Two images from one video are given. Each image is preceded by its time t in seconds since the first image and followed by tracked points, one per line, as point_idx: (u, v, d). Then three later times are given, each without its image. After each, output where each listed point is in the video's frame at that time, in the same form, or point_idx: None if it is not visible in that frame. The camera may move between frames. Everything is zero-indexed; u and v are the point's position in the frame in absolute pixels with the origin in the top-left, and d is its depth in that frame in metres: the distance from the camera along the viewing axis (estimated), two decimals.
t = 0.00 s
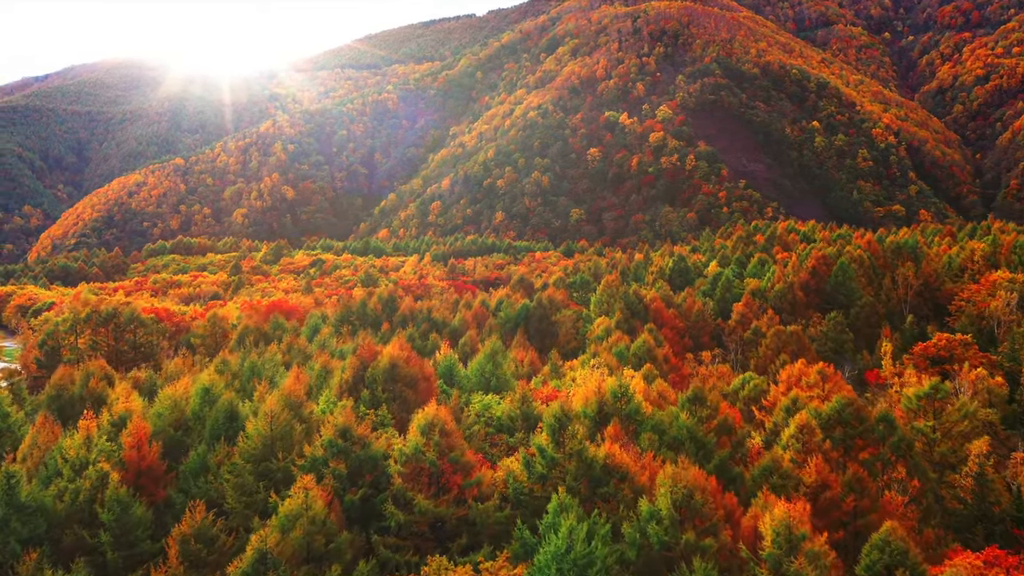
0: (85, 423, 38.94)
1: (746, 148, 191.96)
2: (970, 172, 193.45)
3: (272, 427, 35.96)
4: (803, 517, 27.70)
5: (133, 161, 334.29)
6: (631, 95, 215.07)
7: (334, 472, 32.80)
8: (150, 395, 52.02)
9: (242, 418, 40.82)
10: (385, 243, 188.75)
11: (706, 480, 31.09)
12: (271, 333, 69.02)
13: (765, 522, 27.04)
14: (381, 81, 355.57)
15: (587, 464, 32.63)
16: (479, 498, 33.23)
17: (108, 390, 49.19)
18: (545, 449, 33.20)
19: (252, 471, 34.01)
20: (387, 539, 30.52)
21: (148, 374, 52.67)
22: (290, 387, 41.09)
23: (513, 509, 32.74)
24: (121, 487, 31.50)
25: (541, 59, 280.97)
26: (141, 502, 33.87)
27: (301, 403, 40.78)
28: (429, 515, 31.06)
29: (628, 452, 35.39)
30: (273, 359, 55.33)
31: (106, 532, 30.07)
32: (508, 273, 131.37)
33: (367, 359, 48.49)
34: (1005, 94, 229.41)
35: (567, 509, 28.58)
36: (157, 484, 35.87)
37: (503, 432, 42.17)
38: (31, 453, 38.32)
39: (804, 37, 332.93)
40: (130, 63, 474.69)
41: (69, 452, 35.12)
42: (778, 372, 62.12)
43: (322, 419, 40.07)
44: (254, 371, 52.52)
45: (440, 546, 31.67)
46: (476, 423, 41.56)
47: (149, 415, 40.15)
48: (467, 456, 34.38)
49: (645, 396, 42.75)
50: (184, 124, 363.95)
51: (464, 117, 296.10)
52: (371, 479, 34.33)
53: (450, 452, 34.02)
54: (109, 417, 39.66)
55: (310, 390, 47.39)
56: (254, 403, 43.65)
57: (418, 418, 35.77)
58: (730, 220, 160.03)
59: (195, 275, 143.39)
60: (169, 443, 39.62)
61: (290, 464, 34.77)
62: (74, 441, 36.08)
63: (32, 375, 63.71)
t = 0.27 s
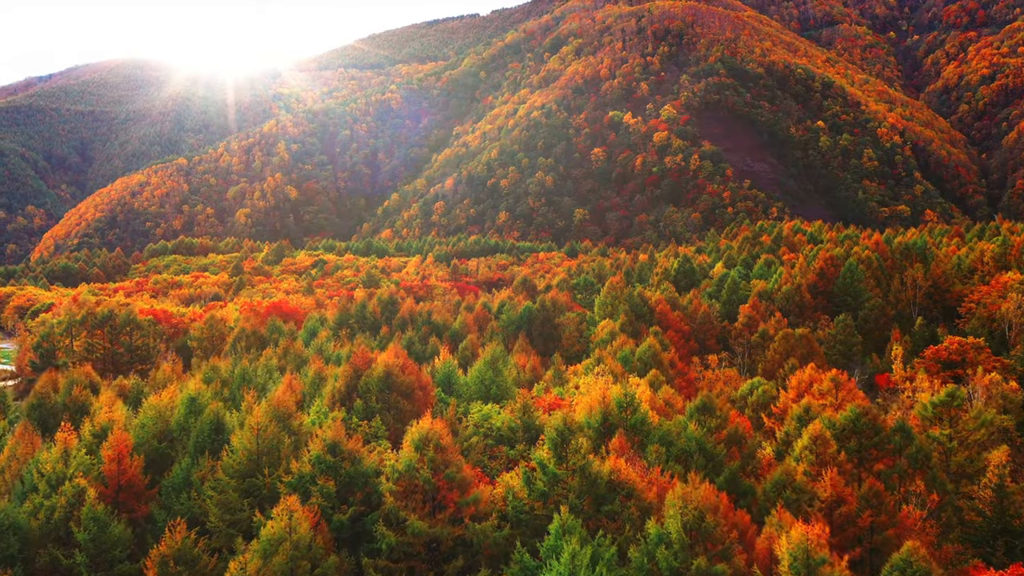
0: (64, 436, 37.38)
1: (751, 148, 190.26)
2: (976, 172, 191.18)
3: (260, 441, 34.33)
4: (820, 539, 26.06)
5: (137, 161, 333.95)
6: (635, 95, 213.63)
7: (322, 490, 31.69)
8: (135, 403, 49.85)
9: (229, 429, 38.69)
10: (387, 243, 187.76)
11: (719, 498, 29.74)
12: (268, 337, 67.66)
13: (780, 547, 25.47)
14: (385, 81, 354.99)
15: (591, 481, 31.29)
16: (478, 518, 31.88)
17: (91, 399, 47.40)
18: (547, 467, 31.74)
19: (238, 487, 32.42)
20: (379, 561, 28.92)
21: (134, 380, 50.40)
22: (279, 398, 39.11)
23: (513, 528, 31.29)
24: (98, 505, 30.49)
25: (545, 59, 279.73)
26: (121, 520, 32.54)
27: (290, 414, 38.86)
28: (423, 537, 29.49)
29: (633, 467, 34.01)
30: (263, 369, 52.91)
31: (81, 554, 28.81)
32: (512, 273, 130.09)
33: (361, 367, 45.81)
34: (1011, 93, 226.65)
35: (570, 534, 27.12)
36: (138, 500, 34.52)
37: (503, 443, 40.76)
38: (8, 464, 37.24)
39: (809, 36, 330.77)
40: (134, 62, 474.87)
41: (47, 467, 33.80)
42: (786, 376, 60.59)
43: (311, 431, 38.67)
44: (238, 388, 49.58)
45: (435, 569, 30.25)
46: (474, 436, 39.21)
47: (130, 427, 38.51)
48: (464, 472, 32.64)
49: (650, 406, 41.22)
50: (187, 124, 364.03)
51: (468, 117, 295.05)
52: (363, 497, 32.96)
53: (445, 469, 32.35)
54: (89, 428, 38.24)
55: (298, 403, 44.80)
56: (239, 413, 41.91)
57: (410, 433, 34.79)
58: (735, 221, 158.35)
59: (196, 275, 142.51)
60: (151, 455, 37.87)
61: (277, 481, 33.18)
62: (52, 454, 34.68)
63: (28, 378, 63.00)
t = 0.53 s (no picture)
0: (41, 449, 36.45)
1: (755, 147, 188.47)
2: (983, 172, 188.86)
3: (246, 456, 32.63)
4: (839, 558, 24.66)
5: (140, 161, 333.84)
6: (639, 95, 212.07)
7: (308, 510, 30.13)
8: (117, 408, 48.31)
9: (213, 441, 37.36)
10: (390, 243, 186.76)
11: (731, 516, 28.23)
12: (264, 340, 66.58)
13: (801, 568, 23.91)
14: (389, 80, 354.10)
15: (596, 499, 29.88)
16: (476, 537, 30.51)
17: (73, 408, 46.30)
18: (549, 486, 30.32)
19: (221, 504, 30.79)
20: None
21: (118, 387, 48.66)
22: (264, 413, 37.13)
23: (512, 549, 30.23)
24: (73, 524, 29.63)
25: (549, 59, 278.33)
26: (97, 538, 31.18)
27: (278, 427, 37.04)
28: (416, 560, 27.98)
29: (639, 483, 32.52)
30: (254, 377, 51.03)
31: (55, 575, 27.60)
32: (515, 274, 128.83)
33: (353, 376, 43.87)
34: (1018, 92, 224.00)
35: (573, 559, 25.63)
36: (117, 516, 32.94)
37: (504, 455, 39.12)
38: None
39: (814, 35, 328.50)
40: (138, 62, 475.45)
41: (21, 483, 32.46)
42: (795, 381, 58.84)
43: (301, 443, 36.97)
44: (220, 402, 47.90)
45: None
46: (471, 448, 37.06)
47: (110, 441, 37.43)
48: (461, 488, 31.08)
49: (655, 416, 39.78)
50: (191, 123, 363.96)
51: (472, 116, 293.89)
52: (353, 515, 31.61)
53: (440, 486, 30.79)
54: (69, 440, 37.22)
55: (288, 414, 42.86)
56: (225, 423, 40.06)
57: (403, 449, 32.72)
58: (741, 221, 156.59)
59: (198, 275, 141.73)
60: (133, 468, 36.67)
61: (263, 498, 31.54)
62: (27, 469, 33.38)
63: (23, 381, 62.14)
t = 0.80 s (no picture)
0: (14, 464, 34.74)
1: (760, 147, 186.57)
2: (990, 172, 186.66)
3: (229, 474, 30.68)
4: None
5: (143, 161, 333.92)
6: (643, 94, 210.42)
7: (293, 533, 28.04)
8: (99, 417, 46.46)
9: (196, 455, 35.76)
10: (392, 243, 185.75)
11: (744, 536, 26.97)
12: (260, 343, 65.15)
13: None
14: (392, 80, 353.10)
15: (600, 520, 28.51)
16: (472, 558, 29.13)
17: (52, 419, 44.43)
18: (551, 506, 28.83)
19: (201, 525, 29.06)
20: None
21: (102, 396, 47.10)
22: (246, 428, 35.04)
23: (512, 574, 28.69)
24: (43, 547, 28.09)
25: (552, 58, 276.79)
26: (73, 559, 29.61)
27: (263, 441, 35.15)
28: None
29: (649, 501, 31.25)
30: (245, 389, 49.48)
31: None
32: (518, 274, 127.58)
33: (346, 386, 41.14)
34: None
35: None
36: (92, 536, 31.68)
37: (504, 469, 37.51)
38: None
39: (819, 34, 326.19)
40: (142, 62, 475.89)
41: None
42: (804, 386, 57.41)
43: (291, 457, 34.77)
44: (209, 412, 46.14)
45: None
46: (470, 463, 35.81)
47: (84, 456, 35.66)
48: (455, 510, 29.73)
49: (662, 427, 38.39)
50: (194, 123, 363.81)
51: (475, 116, 292.59)
52: (342, 537, 29.92)
53: (433, 509, 29.37)
54: (45, 453, 35.60)
55: (278, 425, 41.08)
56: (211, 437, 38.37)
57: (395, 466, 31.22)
58: (746, 221, 154.81)
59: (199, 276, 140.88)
60: (112, 483, 34.90)
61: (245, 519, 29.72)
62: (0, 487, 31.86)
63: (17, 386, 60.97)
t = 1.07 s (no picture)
0: None
1: (764, 147, 184.51)
2: (996, 171, 184.40)
3: (208, 494, 28.21)
4: None
5: (147, 161, 333.68)
6: (647, 94, 208.77)
7: (273, 560, 25.61)
8: (80, 428, 43.91)
9: (177, 470, 33.01)
10: (395, 244, 184.45)
11: (759, 561, 25.35)
12: (256, 346, 63.75)
13: None
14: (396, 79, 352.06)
15: (602, 546, 27.04)
16: None
17: (29, 429, 41.73)
18: (553, 529, 27.46)
19: (176, 551, 26.22)
20: None
21: (85, 405, 44.65)
22: (228, 442, 32.93)
23: None
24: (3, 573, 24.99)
25: (556, 57, 275.25)
26: None
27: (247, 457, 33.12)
28: None
29: (657, 521, 29.86)
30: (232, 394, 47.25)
31: None
32: (521, 275, 126.25)
33: (336, 397, 39.22)
34: None
35: None
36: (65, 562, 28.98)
37: (504, 484, 35.72)
38: None
39: (823, 34, 323.75)
40: (145, 62, 476.00)
41: None
42: (814, 392, 55.98)
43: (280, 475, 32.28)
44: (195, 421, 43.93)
45: None
46: (468, 478, 34.12)
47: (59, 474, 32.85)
48: (450, 535, 28.26)
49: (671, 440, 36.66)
50: (197, 122, 363.40)
51: (479, 115, 291.32)
52: (328, 563, 27.84)
53: (424, 533, 27.78)
54: (18, 468, 33.03)
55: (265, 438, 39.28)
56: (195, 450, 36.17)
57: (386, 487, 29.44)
58: (752, 221, 152.79)
59: (199, 276, 139.61)
60: (87, 501, 32.24)
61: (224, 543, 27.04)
62: None
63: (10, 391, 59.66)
